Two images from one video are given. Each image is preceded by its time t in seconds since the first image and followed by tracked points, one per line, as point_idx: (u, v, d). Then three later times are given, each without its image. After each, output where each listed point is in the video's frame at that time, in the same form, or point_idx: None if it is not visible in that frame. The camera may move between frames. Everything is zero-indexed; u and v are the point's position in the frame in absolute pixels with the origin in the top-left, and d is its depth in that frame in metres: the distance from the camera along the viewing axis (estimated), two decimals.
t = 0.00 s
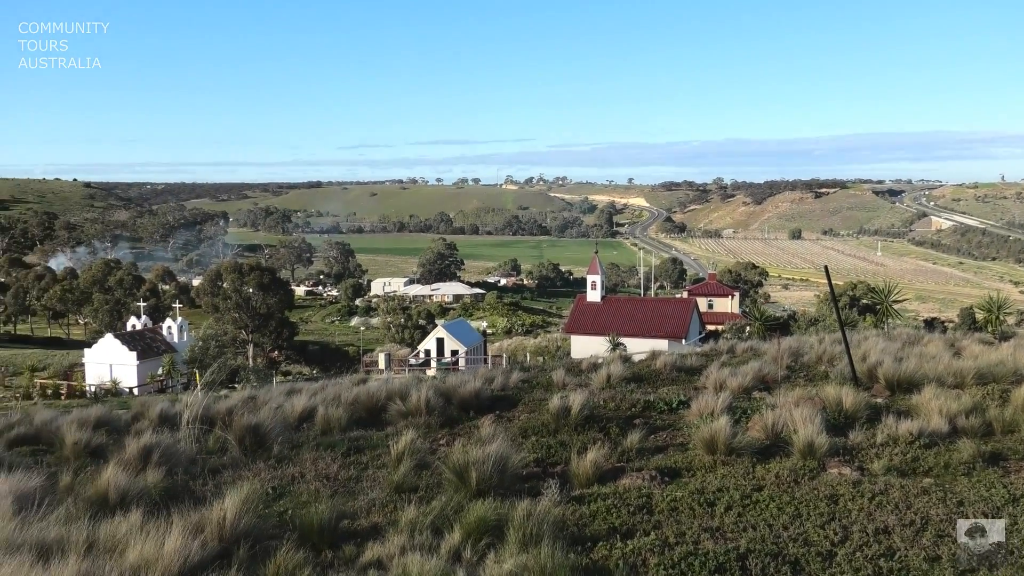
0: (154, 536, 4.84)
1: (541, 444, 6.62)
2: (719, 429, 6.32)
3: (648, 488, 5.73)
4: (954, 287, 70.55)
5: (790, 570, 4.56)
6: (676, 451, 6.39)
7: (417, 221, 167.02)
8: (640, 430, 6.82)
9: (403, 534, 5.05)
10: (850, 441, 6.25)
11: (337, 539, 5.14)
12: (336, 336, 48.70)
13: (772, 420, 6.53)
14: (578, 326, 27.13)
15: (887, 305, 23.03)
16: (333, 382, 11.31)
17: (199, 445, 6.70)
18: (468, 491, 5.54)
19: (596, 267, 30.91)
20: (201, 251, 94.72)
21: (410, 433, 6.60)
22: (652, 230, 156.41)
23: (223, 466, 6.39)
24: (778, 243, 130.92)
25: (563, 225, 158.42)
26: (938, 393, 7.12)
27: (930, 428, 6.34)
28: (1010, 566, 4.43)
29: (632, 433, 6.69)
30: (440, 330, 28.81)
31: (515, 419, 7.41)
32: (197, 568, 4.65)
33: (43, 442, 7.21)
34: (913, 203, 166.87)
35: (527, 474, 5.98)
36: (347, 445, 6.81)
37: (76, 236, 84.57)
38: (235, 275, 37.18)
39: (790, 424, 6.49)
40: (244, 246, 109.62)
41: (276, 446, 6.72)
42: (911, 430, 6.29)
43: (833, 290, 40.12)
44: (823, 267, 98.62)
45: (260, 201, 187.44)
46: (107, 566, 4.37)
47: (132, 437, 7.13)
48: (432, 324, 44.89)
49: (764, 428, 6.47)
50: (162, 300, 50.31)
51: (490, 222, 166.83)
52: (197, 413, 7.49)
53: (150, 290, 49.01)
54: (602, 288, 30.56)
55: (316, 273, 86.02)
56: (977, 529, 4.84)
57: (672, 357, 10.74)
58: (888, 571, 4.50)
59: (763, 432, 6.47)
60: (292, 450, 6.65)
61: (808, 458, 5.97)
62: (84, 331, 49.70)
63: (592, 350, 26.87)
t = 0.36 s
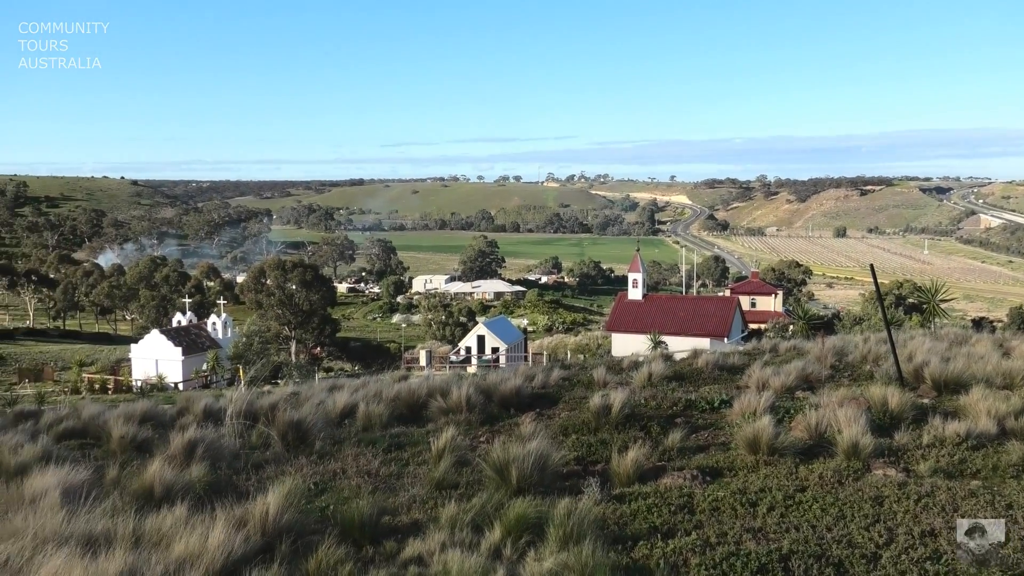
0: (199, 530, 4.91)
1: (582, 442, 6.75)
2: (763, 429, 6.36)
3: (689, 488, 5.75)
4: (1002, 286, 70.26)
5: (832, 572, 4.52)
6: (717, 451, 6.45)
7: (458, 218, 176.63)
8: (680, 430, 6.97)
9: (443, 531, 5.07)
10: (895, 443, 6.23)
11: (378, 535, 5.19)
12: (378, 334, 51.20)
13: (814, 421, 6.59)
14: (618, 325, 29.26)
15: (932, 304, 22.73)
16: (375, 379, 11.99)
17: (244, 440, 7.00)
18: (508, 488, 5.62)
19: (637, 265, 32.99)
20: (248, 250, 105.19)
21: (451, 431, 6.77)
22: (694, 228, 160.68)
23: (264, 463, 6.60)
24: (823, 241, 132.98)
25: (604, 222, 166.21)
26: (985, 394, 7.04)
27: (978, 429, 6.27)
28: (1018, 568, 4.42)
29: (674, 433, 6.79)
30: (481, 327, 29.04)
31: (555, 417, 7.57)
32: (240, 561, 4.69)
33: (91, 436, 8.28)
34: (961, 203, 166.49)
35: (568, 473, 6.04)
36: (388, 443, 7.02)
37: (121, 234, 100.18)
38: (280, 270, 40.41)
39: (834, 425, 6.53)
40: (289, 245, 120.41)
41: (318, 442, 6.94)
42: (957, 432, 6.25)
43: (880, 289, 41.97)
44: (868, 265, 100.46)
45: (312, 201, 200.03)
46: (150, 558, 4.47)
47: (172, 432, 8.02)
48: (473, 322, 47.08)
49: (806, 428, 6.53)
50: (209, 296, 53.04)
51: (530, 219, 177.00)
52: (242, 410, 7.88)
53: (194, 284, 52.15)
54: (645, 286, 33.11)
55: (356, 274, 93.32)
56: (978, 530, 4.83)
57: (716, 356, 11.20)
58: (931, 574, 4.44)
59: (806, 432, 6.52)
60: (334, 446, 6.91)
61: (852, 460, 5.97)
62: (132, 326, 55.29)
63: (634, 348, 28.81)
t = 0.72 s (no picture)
0: (241, 526, 4.94)
1: (622, 442, 7.20)
2: (804, 429, 6.56)
3: (729, 488, 5.90)
4: None
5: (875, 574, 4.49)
6: (759, 451, 6.76)
7: (498, 216, 186.61)
8: (721, 430, 7.45)
9: (483, 529, 5.11)
10: (940, 446, 6.27)
11: (416, 532, 5.25)
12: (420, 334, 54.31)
13: (857, 423, 6.76)
14: (658, 324, 32.40)
15: (978, 304, 22.60)
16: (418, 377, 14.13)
17: (282, 439, 7.59)
18: (547, 487, 5.78)
19: (679, 266, 34.49)
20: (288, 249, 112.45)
21: (490, 429, 7.18)
22: (735, 228, 166.28)
23: (301, 460, 7.03)
24: (866, 240, 135.11)
25: (644, 222, 174.05)
26: None
27: None
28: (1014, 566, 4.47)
29: (714, 434, 7.13)
30: (522, 326, 32.48)
31: (593, 415, 8.59)
32: (279, 557, 4.70)
33: (135, 430, 8.74)
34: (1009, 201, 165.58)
35: (607, 472, 6.29)
36: (425, 440, 7.60)
37: (168, 233, 106.59)
38: (321, 269, 42.79)
39: (877, 426, 6.72)
40: (329, 242, 129.22)
41: (355, 441, 7.58)
42: (1006, 435, 6.24)
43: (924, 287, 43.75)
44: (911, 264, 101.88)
45: (355, 198, 208.76)
46: (196, 550, 4.52)
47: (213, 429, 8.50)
48: (511, 321, 49.42)
49: (849, 430, 6.69)
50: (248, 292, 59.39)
51: (570, 217, 186.64)
52: (280, 405, 8.93)
53: (234, 283, 57.33)
54: (684, 285, 34.40)
55: (398, 271, 101.62)
56: (977, 530, 4.87)
57: (757, 357, 12.08)
58: None
59: (848, 434, 6.68)
60: (379, 441, 7.67)
61: (896, 462, 6.02)
62: (179, 323, 58.86)
63: (677, 348, 31.69)
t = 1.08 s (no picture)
0: (277, 520, 4.99)
1: (655, 442, 7.98)
2: (839, 430, 6.72)
3: (763, 490, 6.08)
4: None
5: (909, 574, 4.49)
6: (793, 452, 7.14)
7: (531, 216, 191.61)
8: (753, 430, 7.96)
9: (516, 528, 5.18)
10: (979, 447, 6.29)
11: (450, 531, 5.33)
12: (454, 334, 55.48)
13: (895, 424, 6.87)
14: (693, 324, 32.24)
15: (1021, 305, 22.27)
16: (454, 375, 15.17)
17: (316, 435, 8.22)
18: (579, 487, 6.44)
19: (714, 264, 34.53)
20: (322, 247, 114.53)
21: (523, 429, 8.03)
22: (768, 228, 167.61)
23: (335, 458, 7.39)
24: (902, 240, 134.19)
25: (675, 221, 176.94)
26: None
27: None
28: (1008, 565, 4.55)
29: (747, 434, 7.55)
30: (553, 325, 33.06)
31: (622, 416, 9.67)
32: (313, 554, 4.72)
33: (172, 427, 8.87)
34: None
35: (638, 473, 7.08)
36: (458, 438, 8.56)
37: (204, 231, 109.00)
38: (355, 268, 44.26)
39: (915, 427, 6.80)
40: (364, 241, 132.16)
41: (388, 438, 8.32)
42: None
43: (962, 287, 43.72)
44: (949, 264, 101.20)
45: (386, 197, 211.91)
46: (231, 546, 4.54)
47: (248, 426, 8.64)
48: (544, 319, 50.30)
49: (886, 431, 6.80)
50: (283, 290, 62.39)
51: (602, 215, 189.88)
52: (313, 404, 9.47)
53: (268, 282, 59.25)
54: (719, 285, 34.42)
55: (431, 271, 104.54)
56: (979, 530, 4.94)
57: (792, 357, 12.08)
58: None
59: (885, 434, 6.80)
60: (422, 439, 8.52)
61: (933, 463, 6.06)
62: (216, 320, 60.30)
63: (708, 346, 31.74)
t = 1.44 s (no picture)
0: (305, 518, 5.10)
1: (683, 441, 8.00)
2: (871, 431, 6.65)
3: (793, 490, 6.08)
4: None
5: None
6: (823, 452, 7.11)
7: (559, 215, 192.34)
8: (782, 430, 7.92)
9: (543, 527, 5.26)
10: (1012, 449, 6.21)
11: (477, 529, 5.45)
12: (482, 332, 55.79)
13: (926, 425, 6.80)
14: (721, 324, 31.97)
15: None
16: (483, 373, 15.28)
17: (344, 434, 8.37)
18: (609, 485, 6.54)
19: (742, 262, 34.20)
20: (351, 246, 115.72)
21: (550, 429, 8.10)
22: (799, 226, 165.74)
23: (362, 456, 7.55)
24: (935, 239, 131.56)
25: (704, 219, 175.93)
26: None
27: None
28: (1001, 564, 4.57)
29: (777, 434, 7.52)
30: (581, 324, 32.97)
31: (650, 415, 9.71)
32: (341, 551, 4.82)
33: (202, 424, 9.09)
34: None
35: (667, 471, 7.12)
36: (487, 437, 8.64)
37: (235, 230, 110.86)
38: (383, 267, 44.55)
39: (947, 428, 6.73)
40: (392, 240, 133.43)
41: (416, 436, 8.41)
42: None
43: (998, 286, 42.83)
44: (984, 262, 99.22)
45: (414, 196, 213.55)
46: (259, 545, 4.63)
47: (276, 424, 8.82)
48: (572, 317, 50.36)
49: (917, 431, 6.72)
50: (312, 289, 63.18)
51: (630, 213, 189.39)
52: (341, 403, 9.61)
53: (298, 280, 60.12)
54: (747, 282, 33.91)
55: (459, 269, 105.18)
56: (979, 530, 4.96)
57: (821, 356, 11.96)
58: None
59: (917, 435, 6.72)
60: (448, 437, 8.62)
61: (966, 465, 5.99)
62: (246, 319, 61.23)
63: (735, 345, 31.46)
